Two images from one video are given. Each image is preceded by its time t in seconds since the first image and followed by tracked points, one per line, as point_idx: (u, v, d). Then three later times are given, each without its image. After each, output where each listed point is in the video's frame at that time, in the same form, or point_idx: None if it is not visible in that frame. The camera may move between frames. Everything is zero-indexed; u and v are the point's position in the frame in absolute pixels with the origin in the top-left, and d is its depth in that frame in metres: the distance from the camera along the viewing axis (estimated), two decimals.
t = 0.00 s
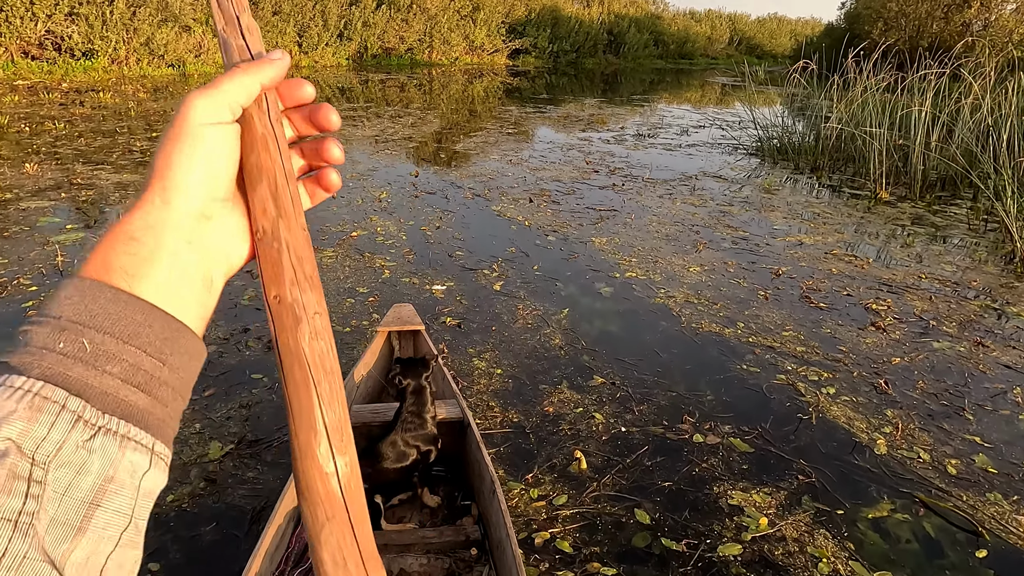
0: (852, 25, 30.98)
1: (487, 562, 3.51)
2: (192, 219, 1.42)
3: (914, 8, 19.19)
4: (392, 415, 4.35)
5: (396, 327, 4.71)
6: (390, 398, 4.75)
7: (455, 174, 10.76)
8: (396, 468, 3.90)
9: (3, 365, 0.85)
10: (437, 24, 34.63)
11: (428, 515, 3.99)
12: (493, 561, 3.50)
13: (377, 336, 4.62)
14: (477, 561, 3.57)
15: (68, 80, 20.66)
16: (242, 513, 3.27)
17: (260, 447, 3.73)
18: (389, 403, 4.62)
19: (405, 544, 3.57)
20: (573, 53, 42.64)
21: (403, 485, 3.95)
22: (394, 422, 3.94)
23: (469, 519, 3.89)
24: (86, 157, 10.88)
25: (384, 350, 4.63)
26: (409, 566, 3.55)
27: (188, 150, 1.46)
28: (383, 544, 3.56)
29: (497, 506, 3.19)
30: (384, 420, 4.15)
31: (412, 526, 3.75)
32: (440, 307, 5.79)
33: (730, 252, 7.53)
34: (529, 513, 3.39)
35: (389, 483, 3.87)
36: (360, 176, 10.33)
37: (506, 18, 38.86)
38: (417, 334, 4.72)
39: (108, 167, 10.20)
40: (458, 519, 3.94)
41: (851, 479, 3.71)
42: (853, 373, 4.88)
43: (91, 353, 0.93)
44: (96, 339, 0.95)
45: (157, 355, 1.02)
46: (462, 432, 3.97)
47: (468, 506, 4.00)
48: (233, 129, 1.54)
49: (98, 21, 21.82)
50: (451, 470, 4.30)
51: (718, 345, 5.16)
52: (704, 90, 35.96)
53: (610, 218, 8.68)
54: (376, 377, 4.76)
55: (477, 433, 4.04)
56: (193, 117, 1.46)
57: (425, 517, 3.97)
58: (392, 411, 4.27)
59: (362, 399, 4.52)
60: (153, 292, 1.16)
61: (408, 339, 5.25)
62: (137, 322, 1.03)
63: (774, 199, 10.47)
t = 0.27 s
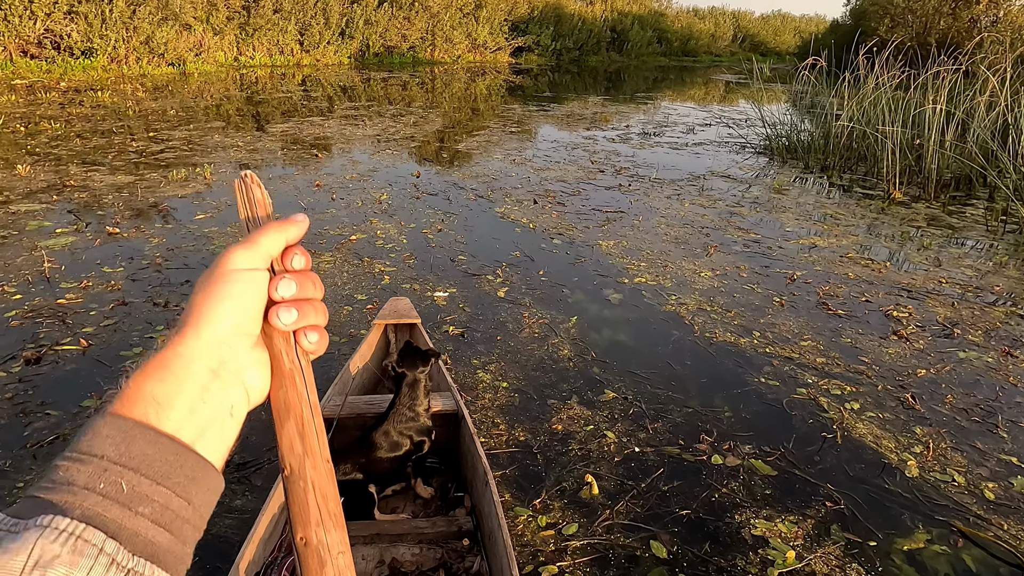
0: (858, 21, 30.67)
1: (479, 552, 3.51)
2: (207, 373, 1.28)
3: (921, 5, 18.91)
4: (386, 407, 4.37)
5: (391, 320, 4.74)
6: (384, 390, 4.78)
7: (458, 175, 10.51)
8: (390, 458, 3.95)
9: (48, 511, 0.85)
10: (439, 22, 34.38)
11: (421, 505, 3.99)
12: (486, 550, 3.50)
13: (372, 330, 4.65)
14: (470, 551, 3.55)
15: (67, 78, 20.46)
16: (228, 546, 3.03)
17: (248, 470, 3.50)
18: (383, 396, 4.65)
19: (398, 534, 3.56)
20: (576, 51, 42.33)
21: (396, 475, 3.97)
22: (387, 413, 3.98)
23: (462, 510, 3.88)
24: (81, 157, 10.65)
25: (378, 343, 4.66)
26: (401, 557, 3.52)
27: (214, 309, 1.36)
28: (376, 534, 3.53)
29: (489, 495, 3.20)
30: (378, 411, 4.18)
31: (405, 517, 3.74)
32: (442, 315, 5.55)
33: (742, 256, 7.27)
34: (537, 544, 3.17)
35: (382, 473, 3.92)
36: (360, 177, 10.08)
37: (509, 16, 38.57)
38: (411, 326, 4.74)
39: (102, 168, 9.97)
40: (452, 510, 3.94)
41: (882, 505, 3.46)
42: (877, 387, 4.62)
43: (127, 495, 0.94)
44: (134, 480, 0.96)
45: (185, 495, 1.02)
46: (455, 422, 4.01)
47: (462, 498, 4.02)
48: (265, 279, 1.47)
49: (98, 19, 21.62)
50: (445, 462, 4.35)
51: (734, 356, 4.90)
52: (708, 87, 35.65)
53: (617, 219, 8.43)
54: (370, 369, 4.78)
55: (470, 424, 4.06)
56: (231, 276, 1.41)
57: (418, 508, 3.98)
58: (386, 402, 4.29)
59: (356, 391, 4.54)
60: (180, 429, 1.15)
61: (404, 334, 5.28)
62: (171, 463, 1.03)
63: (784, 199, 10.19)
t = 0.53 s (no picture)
0: (867, 18, 30.27)
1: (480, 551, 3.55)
2: None
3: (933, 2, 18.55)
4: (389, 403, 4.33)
5: (395, 316, 4.69)
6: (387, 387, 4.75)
7: (464, 177, 10.23)
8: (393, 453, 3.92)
9: None
10: (443, 20, 34.08)
11: (422, 502, 4.01)
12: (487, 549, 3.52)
13: (376, 326, 4.60)
14: (470, 549, 3.63)
15: (68, 77, 20.25)
16: None
17: (240, 505, 3.24)
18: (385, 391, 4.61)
19: (400, 530, 3.64)
20: (580, 48, 41.98)
21: (399, 471, 3.96)
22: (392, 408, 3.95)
23: (463, 508, 3.90)
24: (78, 159, 10.42)
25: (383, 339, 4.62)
26: (403, 552, 3.60)
27: None
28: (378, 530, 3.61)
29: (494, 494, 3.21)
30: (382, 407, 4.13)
31: (406, 513, 3.81)
32: (450, 328, 5.28)
33: (761, 262, 6.97)
34: None
35: (386, 469, 3.87)
36: (364, 179, 9.82)
37: (513, 13, 38.21)
38: (416, 323, 4.70)
39: (99, 171, 9.74)
40: (453, 507, 3.96)
41: (932, 545, 3.18)
42: (915, 408, 4.32)
43: None
44: None
45: None
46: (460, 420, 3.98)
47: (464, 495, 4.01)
48: (340, 559, 1.94)
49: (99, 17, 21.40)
50: (447, 460, 4.32)
51: (760, 374, 4.62)
52: (714, 85, 35.30)
53: (629, 224, 8.14)
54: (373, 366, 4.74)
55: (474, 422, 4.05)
56: (312, 563, 1.87)
57: (419, 504, 3.99)
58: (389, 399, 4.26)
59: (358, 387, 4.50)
60: None
61: (408, 331, 5.24)
62: None
63: (800, 201, 9.89)
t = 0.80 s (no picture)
0: (876, 16, 29.77)
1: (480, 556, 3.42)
2: None
3: None
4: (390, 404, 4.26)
5: (397, 317, 4.61)
6: (388, 389, 4.67)
7: (470, 180, 9.87)
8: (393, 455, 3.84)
9: None
10: (446, 17, 33.68)
11: (423, 506, 3.92)
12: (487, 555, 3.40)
13: (377, 327, 4.53)
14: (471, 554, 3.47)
15: (66, 76, 19.91)
16: None
17: (223, 560, 2.91)
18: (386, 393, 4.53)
19: (399, 534, 3.50)
20: (584, 46, 41.53)
21: (399, 475, 3.88)
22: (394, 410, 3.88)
23: (465, 513, 3.80)
24: (71, 163, 10.10)
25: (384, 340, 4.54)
26: (402, 557, 3.44)
27: None
28: (377, 533, 3.47)
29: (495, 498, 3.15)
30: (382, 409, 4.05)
31: (407, 517, 3.67)
32: (458, 347, 4.94)
33: (784, 273, 6.60)
34: None
35: (386, 473, 3.79)
36: (366, 183, 9.47)
37: (516, 11, 37.77)
38: (418, 325, 4.63)
39: (92, 175, 9.42)
40: (453, 512, 3.86)
41: None
42: (966, 440, 3.95)
43: None
44: None
45: None
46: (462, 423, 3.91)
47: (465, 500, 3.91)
48: None
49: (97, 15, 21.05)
50: (449, 464, 4.23)
51: (795, 401, 4.27)
52: (719, 83, 34.87)
53: (643, 231, 7.78)
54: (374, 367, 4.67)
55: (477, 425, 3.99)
56: None
57: (420, 509, 3.90)
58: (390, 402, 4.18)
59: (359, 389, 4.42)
60: None
61: (409, 332, 5.17)
62: None
63: (819, 205, 9.51)
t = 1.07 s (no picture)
0: (885, 13, 29.27)
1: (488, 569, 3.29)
2: None
3: None
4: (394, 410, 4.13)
5: (400, 321, 4.44)
6: (391, 394, 4.52)
7: (477, 183, 9.45)
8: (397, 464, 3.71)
9: None
10: (448, 15, 33.18)
11: (428, 516, 3.79)
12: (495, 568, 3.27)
13: (379, 330, 4.38)
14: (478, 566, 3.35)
15: (61, 75, 19.48)
16: None
17: None
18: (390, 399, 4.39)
19: (404, 546, 3.36)
20: (587, 44, 41.03)
21: (403, 484, 3.75)
22: (398, 415, 3.76)
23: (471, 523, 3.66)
24: (61, 166, 9.70)
25: (387, 344, 4.40)
26: (407, 570, 3.30)
27: None
28: (381, 545, 3.33)
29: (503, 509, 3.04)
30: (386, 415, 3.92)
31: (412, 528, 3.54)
32: (471, 372, 4.52)
33: (815, 286, 6.17)
34: None
35: (390, 482, 3.67)
36: (368, 188, 9.05)
37: (519, 8, 37.23)
38: (421, 328, 4.48)
39: (82, 180, 9.02)
40: (460, 521, 3.73)
41: None
42: None
43: None
44: None
45: None
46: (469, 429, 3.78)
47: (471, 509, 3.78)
48: None
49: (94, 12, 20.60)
50: (455, 472, 4.09)
51: (845, 437, 3.84)
52: (724, 81, 34.40)
53: (661, 239, 7.36)
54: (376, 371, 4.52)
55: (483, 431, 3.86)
56: None
57: (425, 519, 3.77)
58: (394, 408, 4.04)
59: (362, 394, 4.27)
60: None
61: (412, 335, 5.02)
62: None
63: (842, 210, 9.08)
